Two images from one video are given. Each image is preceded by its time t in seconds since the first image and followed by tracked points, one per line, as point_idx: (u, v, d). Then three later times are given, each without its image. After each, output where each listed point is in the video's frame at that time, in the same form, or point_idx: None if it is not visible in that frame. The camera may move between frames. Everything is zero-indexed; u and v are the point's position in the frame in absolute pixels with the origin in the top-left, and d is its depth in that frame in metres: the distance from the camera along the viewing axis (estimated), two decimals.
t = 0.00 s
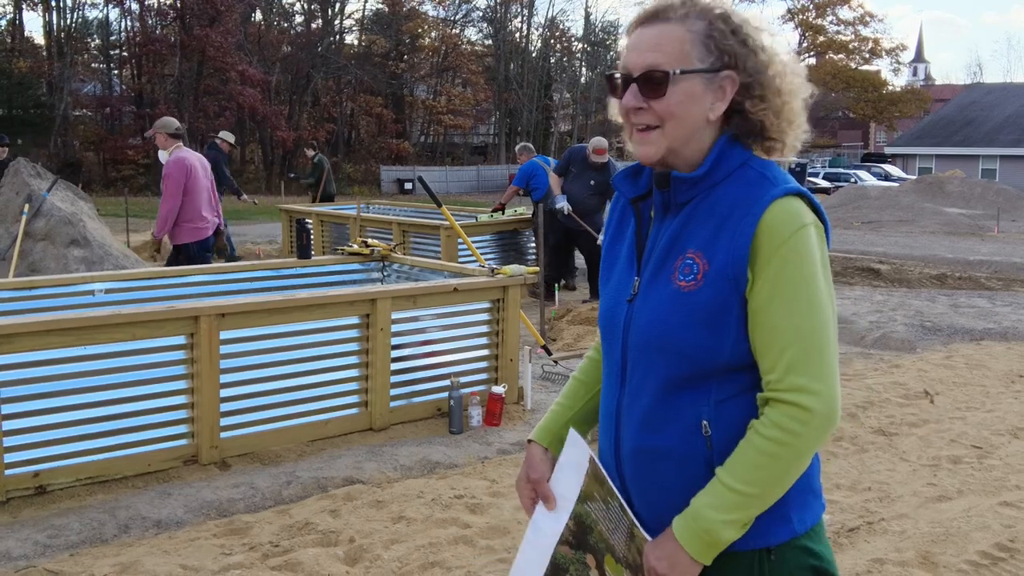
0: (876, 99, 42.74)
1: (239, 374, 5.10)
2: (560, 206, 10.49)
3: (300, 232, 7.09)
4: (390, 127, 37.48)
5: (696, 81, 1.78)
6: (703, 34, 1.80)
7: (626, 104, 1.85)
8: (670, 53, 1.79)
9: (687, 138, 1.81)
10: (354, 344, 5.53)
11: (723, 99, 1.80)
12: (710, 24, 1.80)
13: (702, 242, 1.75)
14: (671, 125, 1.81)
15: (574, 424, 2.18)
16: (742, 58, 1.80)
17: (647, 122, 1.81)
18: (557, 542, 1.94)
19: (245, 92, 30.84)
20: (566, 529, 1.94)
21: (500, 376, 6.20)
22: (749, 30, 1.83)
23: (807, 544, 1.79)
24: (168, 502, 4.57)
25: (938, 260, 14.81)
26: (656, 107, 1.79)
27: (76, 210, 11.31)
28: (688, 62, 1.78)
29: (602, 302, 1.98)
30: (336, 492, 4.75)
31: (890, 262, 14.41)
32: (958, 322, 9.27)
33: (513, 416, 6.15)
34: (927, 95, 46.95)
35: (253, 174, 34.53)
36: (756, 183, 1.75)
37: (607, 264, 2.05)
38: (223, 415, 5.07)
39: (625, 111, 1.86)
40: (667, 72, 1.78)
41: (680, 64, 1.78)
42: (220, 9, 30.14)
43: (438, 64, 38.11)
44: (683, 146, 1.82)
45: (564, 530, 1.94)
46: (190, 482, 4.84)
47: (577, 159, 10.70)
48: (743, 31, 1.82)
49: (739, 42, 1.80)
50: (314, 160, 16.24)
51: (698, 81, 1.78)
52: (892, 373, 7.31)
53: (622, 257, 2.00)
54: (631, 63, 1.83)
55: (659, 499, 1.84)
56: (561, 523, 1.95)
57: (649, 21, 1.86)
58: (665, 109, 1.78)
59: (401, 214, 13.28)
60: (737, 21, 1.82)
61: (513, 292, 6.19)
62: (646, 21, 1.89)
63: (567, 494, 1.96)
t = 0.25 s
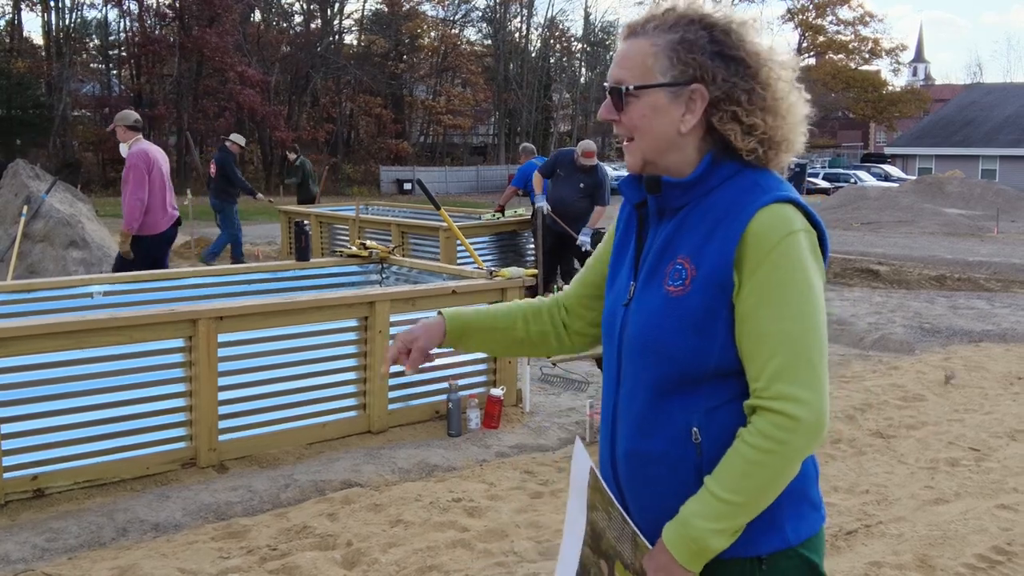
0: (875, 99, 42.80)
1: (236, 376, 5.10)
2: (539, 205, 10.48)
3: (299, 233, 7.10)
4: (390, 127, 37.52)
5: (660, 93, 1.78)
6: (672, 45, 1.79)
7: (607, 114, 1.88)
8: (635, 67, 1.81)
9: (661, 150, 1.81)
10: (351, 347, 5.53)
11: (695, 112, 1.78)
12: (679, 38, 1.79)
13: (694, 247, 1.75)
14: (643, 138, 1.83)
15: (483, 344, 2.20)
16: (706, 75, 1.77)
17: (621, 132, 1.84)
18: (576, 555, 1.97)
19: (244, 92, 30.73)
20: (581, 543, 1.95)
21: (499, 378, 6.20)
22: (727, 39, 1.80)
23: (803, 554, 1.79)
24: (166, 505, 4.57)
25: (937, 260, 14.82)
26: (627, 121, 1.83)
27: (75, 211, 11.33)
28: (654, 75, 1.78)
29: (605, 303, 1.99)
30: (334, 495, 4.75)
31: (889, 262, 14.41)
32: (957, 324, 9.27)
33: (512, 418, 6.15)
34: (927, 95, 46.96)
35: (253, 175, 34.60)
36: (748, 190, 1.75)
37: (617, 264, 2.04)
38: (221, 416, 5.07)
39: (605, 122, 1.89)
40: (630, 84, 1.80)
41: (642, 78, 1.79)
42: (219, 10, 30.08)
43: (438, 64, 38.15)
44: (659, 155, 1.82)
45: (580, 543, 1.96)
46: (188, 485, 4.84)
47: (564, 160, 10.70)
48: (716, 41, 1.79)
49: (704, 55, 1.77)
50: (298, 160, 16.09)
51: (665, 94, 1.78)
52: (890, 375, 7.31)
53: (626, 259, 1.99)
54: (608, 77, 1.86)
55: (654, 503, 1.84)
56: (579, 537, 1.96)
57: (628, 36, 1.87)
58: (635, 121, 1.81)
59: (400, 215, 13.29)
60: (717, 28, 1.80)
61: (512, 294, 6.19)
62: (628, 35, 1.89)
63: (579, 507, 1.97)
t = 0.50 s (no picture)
0: (874, 101, 42.81)
1: (232, 383, 5.08)
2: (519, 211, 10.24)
3: (295, 240, 7.09)
4: (389, 129, 37.57)
5: (690, 105, 1.77)
6: (697, 55, 1.78)
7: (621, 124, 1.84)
8: (662, 79, 1.78)
9: (682, 162, 1.80)
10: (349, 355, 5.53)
11: (717, 123, 1.79)
12: (700, 50, 1.78)
13: (695, 267, 1.72)
14: (665, 148, 1.79)
15: (413, 238, 2.17)
16: (733, 80, 1.78)
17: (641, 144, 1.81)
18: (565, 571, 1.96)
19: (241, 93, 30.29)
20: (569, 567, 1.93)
21: (495, 385, 6.20)
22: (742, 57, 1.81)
23: None
24: (161, 515, 4.55)
25: (936, 264, 14.80)
26: (649, 128, 1.79)
27: (73, 215, 11.35)
28: (679, 83, 1.76)
29: (596, 320, 1.95)
30: (330, 505, 4.74)
31: (888, 266, 14.40)
32: (955, 328, 9.26)
33: (509, 425, 6.14)
34: (926, 96, 46.97)
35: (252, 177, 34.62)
36: (750, 208, 1.72)
37: (605, 279, 1.98)
38: (218, 426, 5.06)
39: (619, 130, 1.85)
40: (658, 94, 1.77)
41: (673, 88, 1.77)
42: (217, 12, 30.01)
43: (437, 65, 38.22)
44: (680, 168, 1.81)
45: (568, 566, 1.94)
46: (184, 494, 4.83)
47: (541, 166, 10.47)
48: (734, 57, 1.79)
49: (729, 66, 1.78)
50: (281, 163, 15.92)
51: (691, 104, 1.76)
52: (889, 381, 7.30)
53: (619, 272, 1.94)
54: (624, 89, 1.82)
55: (653, 526, 1.83)
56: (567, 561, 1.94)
57: (642, 47, 1.84)
58: (658, 131, 1.78)
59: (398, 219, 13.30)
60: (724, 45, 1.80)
61: (510, 300, 6.19)
62: (640, 45, 1.87)
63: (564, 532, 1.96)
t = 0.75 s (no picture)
0: (873, 109, 42.84)
1: (225, 407, 5.03)
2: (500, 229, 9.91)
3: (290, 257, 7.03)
4: (388, 137, 37.60)
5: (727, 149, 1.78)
6: (721, 101, 1.80)
7: (652, 168, 1.79)
8: (702, 121, 1.76)
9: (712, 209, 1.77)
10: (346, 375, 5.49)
11: (737, 168, 1.81)
12: (724, 97, 1.80)
13: (716, 319, 1.65)
14: (707, 197, 1.76)
15: (381, 340, 2.02)
16: (751, 128, 1.84)
17: (677, 190, 1.77)
18: None
19: (238, 103, 30.26)
20: None
21: (492, 407, 6.14)
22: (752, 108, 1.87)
23: None
24: (151, 543, 4.49)
25: (936, 276, 14.74)
26: (692, 175, 1.75)
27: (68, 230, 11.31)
28: (713, 131, 1.76)
29: (589, 378, 1.85)
30: (323, 532, 4.68)
31: (887, 279, 14.35)
32: (955, 344, 9.21)
33: (506, 447, 6.08)
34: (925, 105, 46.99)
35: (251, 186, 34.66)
36: (768, 260, 1.67)
37: (594, 336, 1.87)
38: (210, 451, 5.00)
39: (648, 175, 1.80)
40: (703, 138, 1.75)
41: (714, 132, 1.76)
42: (216, 21, 29.94)
43: (436, 74, 38.32)
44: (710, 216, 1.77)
45: None
46: (175, 521, 4.77)
47: (519, 179, 10.02)
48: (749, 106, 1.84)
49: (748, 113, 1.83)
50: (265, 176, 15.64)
51: (724, 149, 1.76)
52: (888, 400, 7.24)
53: (614, 328, 1.84)
54: (659, 132, 1.78)
55: None
56: None
57: (666, 87, 1.82)
58: (705, 176, 1.75)
59: (396, 232, 13.26)
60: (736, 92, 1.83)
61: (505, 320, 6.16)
62: (657, 88, 1.84)
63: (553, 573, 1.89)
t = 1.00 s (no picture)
0: (872, 119, 42.86)
1: (215, 430, 4.91)
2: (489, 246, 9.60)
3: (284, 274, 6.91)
4: (387, 147, 37.47)
5: (719, 186, 1.76)
6: (711, 136, 1.78)
7: (645, 213, 1.77)
8: (691, 163, 1.74)
9: (707, 252, 1.75)
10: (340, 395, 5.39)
11: (729, 206, 1.79)
12: (715, 131, 1.78)
13: (724, 364, 1.58)
14: (701, 240, 1.75)
15: (358, 411, 2.09)
16: (742, 159, 1.81)
17: (671, 234, 1.75)
18: None
19: (236, 114, 30.26)
20: None
21: (489, 427, 6.02)
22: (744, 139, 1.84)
23: None
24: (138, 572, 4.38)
25: (937, 289, 14.64)
26: (685, 218, 1.74)
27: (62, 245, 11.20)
28: (705, 171, 1.75)
29: (586, 429, 1.76)
30: (314, 560, 4.57)
31: (888, 291, 14.26)
32: (958, 360, 9.10)
33: (503, 468, 5.96)
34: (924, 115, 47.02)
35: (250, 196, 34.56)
36: (770, 296, 1.61)
37: (586, 387, 1.80)
38: (199, 475, 4.88)
39: (641, 220, 1.78)
40: (695, 181, 1.73)
41: (707, 171, 1.74)
42: (215, 31, 29.88)
43: (436, 83, 38.39)
44: (706, 258, 1.75)
45: None
46: (164, 547, 4.65)
47: (508, 192, 9.65)
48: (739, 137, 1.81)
49: (740, 146, 1.81)
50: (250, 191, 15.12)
51: (716, 188, 1.75)
52: (892, 419, 7.13)
53: (610, 378, 1.75)
54: (649, 174, 1.76)
55: None
56: None
57: (653, 127, 1.79)
58: (700, 219, 1.74)
59: (393, 245, 13.16)
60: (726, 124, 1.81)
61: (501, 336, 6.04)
62: (646, 124, 1.79)
63: None
